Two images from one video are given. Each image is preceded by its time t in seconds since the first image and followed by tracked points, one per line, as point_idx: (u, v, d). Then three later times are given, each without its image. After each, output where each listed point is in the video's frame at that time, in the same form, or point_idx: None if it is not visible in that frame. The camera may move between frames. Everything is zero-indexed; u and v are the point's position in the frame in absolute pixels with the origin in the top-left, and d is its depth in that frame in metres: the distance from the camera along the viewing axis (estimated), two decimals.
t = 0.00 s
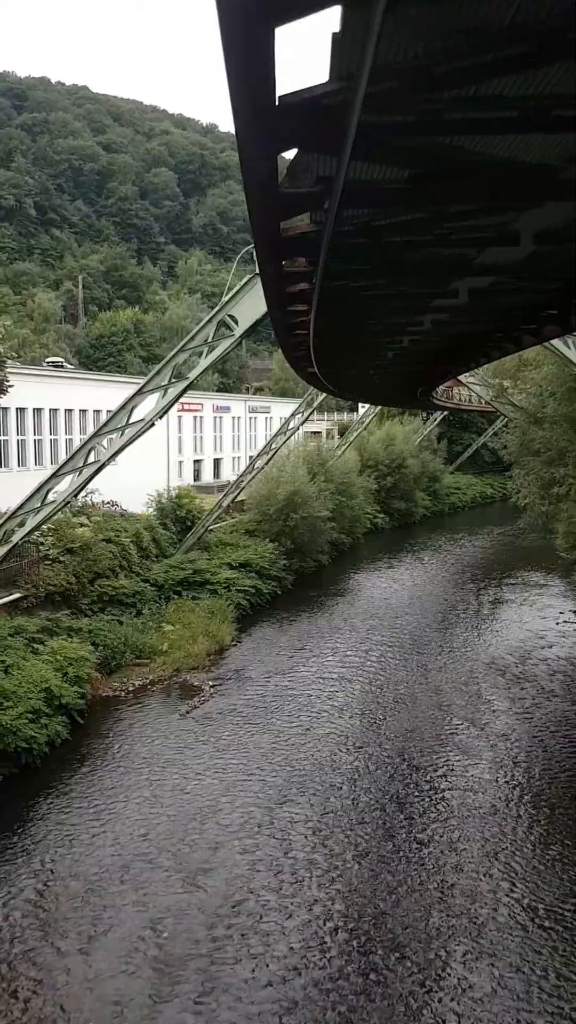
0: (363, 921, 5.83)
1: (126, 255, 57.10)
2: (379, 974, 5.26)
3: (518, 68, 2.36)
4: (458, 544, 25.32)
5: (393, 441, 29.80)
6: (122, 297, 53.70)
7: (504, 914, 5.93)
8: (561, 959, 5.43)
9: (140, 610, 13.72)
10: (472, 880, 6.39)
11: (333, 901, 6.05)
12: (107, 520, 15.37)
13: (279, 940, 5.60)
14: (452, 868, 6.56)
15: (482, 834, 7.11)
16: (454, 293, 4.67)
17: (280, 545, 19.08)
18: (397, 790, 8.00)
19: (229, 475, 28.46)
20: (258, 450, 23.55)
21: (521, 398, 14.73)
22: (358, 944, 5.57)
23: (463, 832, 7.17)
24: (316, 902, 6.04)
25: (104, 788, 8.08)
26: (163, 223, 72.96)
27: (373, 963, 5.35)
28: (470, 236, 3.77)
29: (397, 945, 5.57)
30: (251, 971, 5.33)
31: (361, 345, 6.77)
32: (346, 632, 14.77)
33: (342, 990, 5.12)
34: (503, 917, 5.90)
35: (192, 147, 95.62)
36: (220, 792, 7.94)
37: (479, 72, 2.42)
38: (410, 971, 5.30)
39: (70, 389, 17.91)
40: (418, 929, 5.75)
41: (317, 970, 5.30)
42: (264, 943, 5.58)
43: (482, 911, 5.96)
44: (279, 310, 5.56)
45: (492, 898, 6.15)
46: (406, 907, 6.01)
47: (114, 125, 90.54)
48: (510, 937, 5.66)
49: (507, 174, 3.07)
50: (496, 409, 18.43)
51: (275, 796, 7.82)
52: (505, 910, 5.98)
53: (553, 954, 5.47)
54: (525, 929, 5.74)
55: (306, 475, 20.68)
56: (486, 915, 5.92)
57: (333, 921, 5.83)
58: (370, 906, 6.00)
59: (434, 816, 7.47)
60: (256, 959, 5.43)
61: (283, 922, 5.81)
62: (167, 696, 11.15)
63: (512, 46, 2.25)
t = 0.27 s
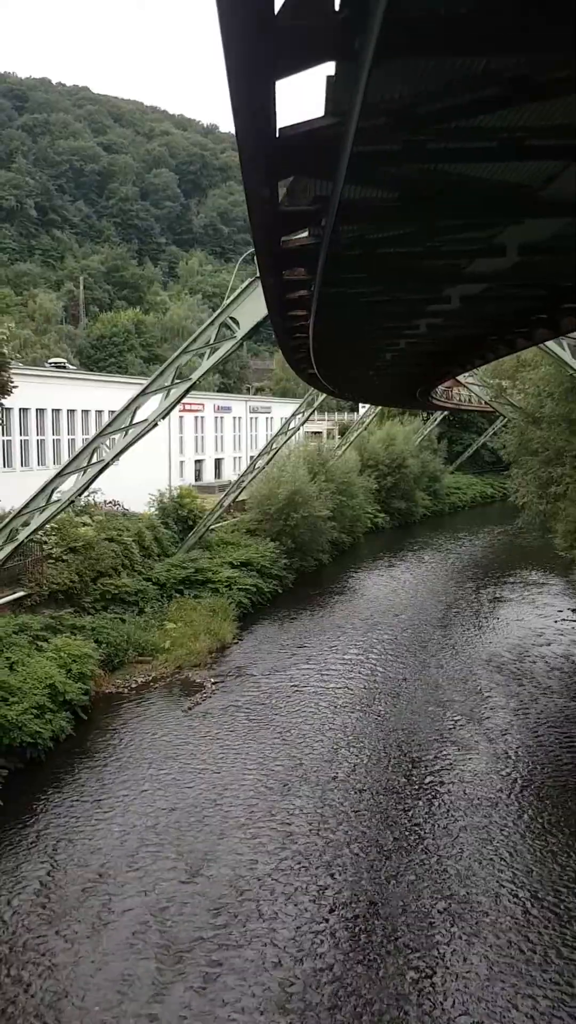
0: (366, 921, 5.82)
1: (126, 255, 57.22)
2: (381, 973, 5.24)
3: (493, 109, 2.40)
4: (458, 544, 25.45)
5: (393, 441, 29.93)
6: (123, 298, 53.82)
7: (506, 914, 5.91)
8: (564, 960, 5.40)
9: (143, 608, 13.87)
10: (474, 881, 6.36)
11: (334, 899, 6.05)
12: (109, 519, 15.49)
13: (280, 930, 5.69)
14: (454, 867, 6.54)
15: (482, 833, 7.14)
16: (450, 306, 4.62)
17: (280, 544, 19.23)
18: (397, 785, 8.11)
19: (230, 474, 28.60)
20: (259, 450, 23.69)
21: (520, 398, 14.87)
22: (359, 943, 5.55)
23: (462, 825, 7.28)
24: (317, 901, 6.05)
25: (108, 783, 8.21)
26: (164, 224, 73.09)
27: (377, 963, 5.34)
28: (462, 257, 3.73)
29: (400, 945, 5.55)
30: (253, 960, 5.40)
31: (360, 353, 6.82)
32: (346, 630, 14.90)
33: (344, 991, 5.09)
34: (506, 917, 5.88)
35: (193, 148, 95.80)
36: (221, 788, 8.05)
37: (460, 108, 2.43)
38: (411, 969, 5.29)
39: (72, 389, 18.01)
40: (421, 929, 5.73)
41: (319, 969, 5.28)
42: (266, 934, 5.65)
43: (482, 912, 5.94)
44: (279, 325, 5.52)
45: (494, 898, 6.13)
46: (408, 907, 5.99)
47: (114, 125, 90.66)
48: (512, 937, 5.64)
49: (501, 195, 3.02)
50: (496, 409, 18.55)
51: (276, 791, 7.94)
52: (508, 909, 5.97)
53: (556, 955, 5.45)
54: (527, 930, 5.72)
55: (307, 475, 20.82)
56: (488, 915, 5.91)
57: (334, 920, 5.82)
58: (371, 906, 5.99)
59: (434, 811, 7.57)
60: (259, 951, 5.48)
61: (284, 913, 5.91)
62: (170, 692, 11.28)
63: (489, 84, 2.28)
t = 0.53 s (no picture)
0: (367, 919, 5.83)
1: (127, 256, 57.36)
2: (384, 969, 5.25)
3: (480, 134, 2.42)
4: (458, 542, 25.57)
5: (394, 440, 30.04)
6: (124, 299, 53.92)
7: (507, 913, 5.91)
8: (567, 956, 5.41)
9: (145, 606, 14.00)
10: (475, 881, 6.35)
11: (334, 899, 6.05)
12: (112, 519, 15.61)
13: (281, 923, 5.79)
14: (455, 867, 6.54)
15: (483, 829, 7.17)
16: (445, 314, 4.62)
17: (282, 543, 19.35)
18: (397, 782, 8.20)
19: (231, 474, 28.72)
20: (260, 450, 23.80)
21: (519, 397, 14.97)
22: (360, 941, 5.56)
23: (462, 821, 7.34)
24: (318, 900, 6.05)
25: (112, 781, 8.33)
26: (164, 224, 73.19)
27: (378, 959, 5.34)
28: (455, 272, 3.73)
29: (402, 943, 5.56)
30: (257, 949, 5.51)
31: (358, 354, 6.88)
32: (347, 629, 15.00)
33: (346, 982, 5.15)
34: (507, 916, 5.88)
35: (193, 148, 95.89)
36: (224, 785, 8.17)
37: (447, 134, 2.45)
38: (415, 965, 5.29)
39: (75, 390, 18.11)
40: (422, 928, 5.73)
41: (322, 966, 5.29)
42: (269, 926, 5.75)
43: (484, 912, 5.95)
44: (278, 326, 5.51)
45: (496, 896, 6.14)
46: (408, 907, 5.99)
47: (114, 126, 90.72)
48: (514, 935, 5.64)
49: (493, 215, 3.02)
50: (495, 408, 18.65)
51: (278, 788, 8.05)
52: (509, 908, 5.98)
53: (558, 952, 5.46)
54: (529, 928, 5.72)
55: (308, 475, 20.94)
56: (489, 914, 5.91)
57: (336, 920, 5.83)
58: (372, 906, 5.99)
59: (435, 808, 7.62)
60: (261, 942, 5.57)
61: (285, 905, 6.01)
62: (173, 690, 11.39)
63: (478, 107, 2.29)
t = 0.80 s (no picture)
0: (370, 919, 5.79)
1: (127, 257, 57.46)
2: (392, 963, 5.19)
3: (472, 154, 2.45)
4: (458, 540, 25.69)
5: (394, 440, 30.14)
6: (124, 299, 54.04)
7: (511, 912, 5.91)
8: None
9: (147, 606, 14.10)
10: (478, 882, 6.33)
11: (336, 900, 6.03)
12: (113, 519, 15.71)
13: (284, 916, 5.87)
14: (457, 868, 6.53)
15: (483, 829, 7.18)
16: (442, 316, 4.62)
17: (282, 543, 19.45)
18: (397, 779, 8.28)
19: (231, 474, 28.84)
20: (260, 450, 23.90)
21: (518, 396, 15.06)
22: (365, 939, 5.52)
23: (462, 817, 7.41)
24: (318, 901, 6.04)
25: (115, 777, 8.43)
26: (164, 224, 73.30)
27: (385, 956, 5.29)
28: (450, 276, 3.74)
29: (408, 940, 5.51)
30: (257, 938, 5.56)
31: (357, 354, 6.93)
32: (348, 627, 15.10)
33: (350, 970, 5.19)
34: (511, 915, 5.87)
35: (192, 148, 96.01)
36: (226, 781, 8.28)
37: (441, 153, 2.47)
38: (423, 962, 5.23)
39: (77, 391, 18.20)
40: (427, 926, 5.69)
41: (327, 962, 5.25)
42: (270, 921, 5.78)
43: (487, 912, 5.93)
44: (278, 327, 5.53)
45: (498, 897, 6.14)
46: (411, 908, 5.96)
47: (113, 126, 90.81)
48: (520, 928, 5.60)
49: (485, 226, 3.03)
50: (494, 408, 18.76)
51: (279, 785, 8.15)
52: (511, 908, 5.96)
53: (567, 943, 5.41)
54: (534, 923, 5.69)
55: (308, 474, 21.04)
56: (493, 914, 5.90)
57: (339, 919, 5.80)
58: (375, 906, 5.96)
59: (435, 805, 7.69)
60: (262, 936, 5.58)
61: (287, 899, 6.09)
62: (175, 688, 11.49)
63: (466, 129, 2.32)
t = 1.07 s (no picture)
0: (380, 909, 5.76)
1: (127, 257, 57.56)
2: (406, 951, 5.16)
3: (464, 168, 2.53)
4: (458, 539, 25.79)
5: (394, 439, 30.22)
6: (124, 300, 54.12)
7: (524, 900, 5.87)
8: None
9: (150, 605, 14.19)
10: (483, 878, 6.36)
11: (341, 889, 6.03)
12: (116, 519, 15.79)
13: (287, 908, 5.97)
14: (460, 866, 6.57)
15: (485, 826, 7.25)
16: (438, 318, 4.70)
17: (283, 542, 19.54)
18: (399, 776, 8.36)
19: (232, 474, 28.92)
20: (261, 450, 23.99)
21: (517, 396, 15.15)
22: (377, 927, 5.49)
23: (463, 814, 7.48)
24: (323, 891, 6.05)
25: (120, 775, 8.52)
26: (164, 225, 73.37)
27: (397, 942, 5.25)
28: (445, 280, 3.80)
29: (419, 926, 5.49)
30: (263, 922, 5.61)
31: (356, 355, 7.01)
32: (349, 625, 15.18)
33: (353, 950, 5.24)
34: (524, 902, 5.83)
35: (191, 149, 96.09)
36: (229, 778, 8.37)
37: (435, 167, 2.54)
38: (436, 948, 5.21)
39: (79, 391, 18.26)
40: (438, 913, 5.66)
41: (339, 950, 5.23)
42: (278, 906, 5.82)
43: (500, 900, 5.90)
44: (279, 328, 5.57)
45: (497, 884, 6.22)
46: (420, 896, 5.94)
47: (112, 127, 90.88)
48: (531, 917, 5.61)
49: (479, 231, 3.09)
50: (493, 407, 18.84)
51: (282, 781, 8.24)
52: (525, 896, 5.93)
53: None
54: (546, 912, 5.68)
55: (308, 474, 21.12)
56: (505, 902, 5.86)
57: (347, 908, 5.79)
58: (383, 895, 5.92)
59: (436, 801, 7.77)
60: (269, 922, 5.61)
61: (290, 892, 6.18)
62: (178, 686, 11.58)
63: (457, 145, 2.40)
